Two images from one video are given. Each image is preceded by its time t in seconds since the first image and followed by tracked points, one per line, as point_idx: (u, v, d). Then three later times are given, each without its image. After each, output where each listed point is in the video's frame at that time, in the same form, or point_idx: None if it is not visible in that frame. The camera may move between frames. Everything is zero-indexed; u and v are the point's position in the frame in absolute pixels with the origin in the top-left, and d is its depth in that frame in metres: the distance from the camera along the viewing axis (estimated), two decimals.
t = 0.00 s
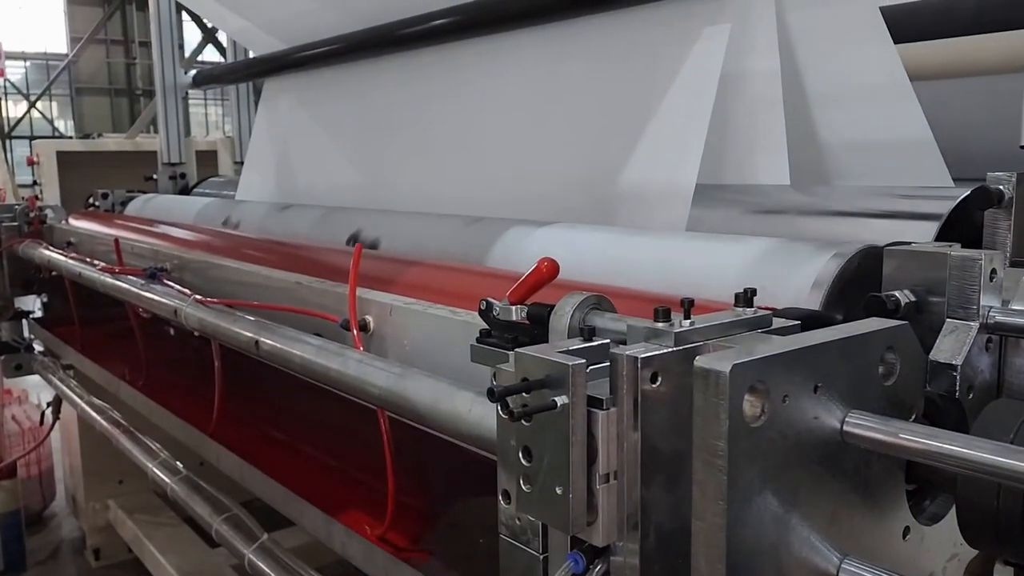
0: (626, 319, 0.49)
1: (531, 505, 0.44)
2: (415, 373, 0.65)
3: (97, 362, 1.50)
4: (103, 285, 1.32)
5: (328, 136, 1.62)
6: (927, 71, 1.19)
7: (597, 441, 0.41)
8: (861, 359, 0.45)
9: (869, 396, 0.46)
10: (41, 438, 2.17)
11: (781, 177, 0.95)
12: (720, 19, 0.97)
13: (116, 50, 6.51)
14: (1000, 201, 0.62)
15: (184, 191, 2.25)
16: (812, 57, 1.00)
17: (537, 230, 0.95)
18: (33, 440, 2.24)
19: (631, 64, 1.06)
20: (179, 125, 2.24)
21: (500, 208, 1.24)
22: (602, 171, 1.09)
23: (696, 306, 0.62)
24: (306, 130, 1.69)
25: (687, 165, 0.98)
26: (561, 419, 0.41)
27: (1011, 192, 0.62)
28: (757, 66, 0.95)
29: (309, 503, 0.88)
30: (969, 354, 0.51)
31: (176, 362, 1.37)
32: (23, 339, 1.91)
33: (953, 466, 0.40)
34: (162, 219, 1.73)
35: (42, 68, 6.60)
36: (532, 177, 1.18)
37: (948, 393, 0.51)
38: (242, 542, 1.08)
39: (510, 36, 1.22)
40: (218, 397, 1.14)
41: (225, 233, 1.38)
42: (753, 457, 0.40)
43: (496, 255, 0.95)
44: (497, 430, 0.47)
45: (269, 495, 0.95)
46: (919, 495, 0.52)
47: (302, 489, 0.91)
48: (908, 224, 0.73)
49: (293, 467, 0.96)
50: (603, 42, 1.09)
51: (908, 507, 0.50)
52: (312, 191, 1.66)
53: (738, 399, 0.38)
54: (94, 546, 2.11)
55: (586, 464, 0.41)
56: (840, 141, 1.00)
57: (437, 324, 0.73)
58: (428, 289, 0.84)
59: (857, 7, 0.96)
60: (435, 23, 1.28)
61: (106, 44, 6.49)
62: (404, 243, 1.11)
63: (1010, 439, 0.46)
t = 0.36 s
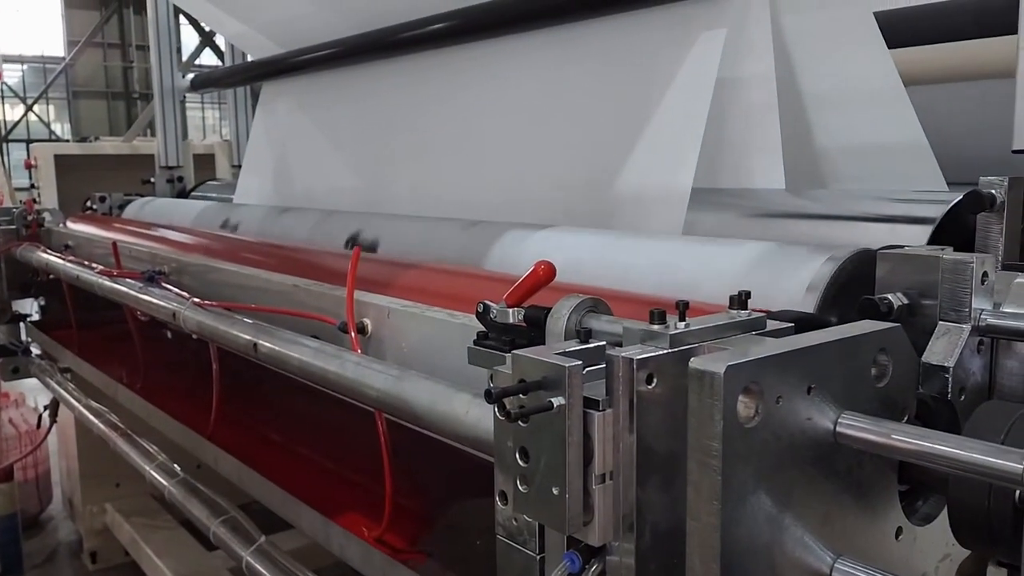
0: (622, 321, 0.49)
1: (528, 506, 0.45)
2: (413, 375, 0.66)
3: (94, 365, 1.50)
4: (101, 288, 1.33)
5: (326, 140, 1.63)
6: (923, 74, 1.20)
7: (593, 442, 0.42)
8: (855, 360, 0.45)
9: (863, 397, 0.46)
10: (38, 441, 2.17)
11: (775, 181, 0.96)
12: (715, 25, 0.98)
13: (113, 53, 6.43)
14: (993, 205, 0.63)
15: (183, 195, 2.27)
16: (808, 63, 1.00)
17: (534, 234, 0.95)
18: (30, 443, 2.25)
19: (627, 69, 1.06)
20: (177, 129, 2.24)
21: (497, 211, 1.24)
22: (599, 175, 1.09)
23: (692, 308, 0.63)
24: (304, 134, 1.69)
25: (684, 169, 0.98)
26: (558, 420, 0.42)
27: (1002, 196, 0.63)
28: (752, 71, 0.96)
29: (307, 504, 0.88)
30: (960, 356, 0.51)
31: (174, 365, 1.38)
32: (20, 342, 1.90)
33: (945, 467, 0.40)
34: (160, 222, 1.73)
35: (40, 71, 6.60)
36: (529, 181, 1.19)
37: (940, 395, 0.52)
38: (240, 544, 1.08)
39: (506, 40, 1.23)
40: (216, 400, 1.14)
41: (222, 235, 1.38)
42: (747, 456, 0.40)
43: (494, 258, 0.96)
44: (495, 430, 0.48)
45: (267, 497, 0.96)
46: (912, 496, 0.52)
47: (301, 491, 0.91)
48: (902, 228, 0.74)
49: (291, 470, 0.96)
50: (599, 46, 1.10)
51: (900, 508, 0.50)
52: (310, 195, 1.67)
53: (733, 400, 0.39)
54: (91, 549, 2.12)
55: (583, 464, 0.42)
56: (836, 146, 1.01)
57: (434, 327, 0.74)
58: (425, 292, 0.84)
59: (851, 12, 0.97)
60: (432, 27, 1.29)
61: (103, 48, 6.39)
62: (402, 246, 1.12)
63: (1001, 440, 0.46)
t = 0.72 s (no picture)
0: (618, 325, 0.50)
1: (525, 508, 0.45)
2: (411, 379, 0.66)
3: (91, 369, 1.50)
4: (98, 292, 1.33)
5: (323, 144, 1.63)
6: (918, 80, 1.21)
7: (590, 445, 0.42)
8: (849, 364, 0.46)
9: (857, 400, 0.46)
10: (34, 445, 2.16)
11: (771, 186, 0.96)
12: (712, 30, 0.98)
13: (110, 57, 6.40)
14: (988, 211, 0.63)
15: (180, 199, 2.24)
16: (803, 68, 1.01)
17: (531, 238, 0.95)
18: (26, 448, 2.25)
19: (624, 74, 1.07)
20: (175, 133, 2.24)
21: (494, 215, 1.25)
22: (596, 179, 1.10)
23: (688, 312, 0.63)
24: (302, 138, 1.70)
25: (680, 174, 0.99)
26: (554, 423, 0.42)
27: (996, 201, 0.63)
28: (747, 77, 0.97)
29: (303, 508, 0.89)
30: (954, 360, 0.52)
31: (171, 369, 1.38)
32: (16, 346, 1.90)
33: (939, 470, 0.41)
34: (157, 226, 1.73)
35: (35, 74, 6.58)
36: (527, 185, 1.19)
37: (934, 398, 0.52)
38: (237, 548, 1.08)
39: (503, 45, 1.23)
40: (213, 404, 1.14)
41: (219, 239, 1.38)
42: (742, 459, 0.40)
43: (491, 262, 0.96)
44: (492, 434, 0.48)
45: (264, 501, 0.96)
46: (906, 499, 0.52)
47: (298, 495, 0.91)
48: (897, 233, 0.74)
49: (289, 474, 0.96)
50: (595, 52, 1.10)
51: (895, 511, 0.51)
52: (308, 198, 1.67)
53: (728, 403, 0.39)
54: (87, 554, 2.10)
55: (579, 467, 0.42)
56: (831, 151, 1.01)
57: (431, 331, 0.74)
58: (422, 296, 0.84)
59: (846, 18, 0.97)
60: (429, 32, 1.29)
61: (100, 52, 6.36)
62: (399, 250, 1.12)
63: (994, 443, 0.47)
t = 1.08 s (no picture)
0: (616, 330, 0.50)
1: (523, 513, 0.45)
2: (409, 383, 0.66)
3: (88, 374, 1.50)
4: (96, 298, 1.33)
5: (321, 148, 1.64)
6: (914, 86, 1.21)
7: (588, 451, 0.42)
8: (845, 369, 0.46)
9: (854, 405, 0.47)
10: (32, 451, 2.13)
11: (768, 192, 0.96)
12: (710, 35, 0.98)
13: (107, 61, 6.39)
14: (984, 217, 0.64)
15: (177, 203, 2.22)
16: (800, 73, 1.01)
17: (529, 243, 0.96)
18: (23, 453, 2.24)
19: (621, 79, 1.07)
20: (173, 138, 2.24)
21: (492, 220, 1.25)
22: (592, 184, 1.10)
23: (685, 317, 0.63)
24: (300, 142, 1.70)
25: (677, 179, 0.99)
26: (552, 428, 0.42)
27: (992, 207, 0.64)
28: (743, 84, 0.97)
29: (302, 514, 0.88)
30: (950, 365, 0.52)
31: (169, 374, 1.37)
32: (14, 350, 1.90)
33: (935, 474, 0.41)
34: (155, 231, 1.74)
35: (33, 79, 6.58)
36: (524, 189, 1.20)
37: (930, 403, 0.52)
38: (235, 553, 1.07)
39: (499, 51, 1.24)
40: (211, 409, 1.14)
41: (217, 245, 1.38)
42: (739, 464, 0.41)
43: (489, 267, 0.96)
44: (489, 440, 0.48)
45: (262, 506, 0.96)
46: (902, 504, 0.53)
47: (297, 499, 0.91)
48: (894, 237, 0.74)
49: (287, 479, 0.96)
50: (592, 57, 1.11)
51: (891, 516, 0.51)
52: (306, 203, 1.67)
53: (725, 408, 0.39)
54: (84, 560, 2.09)
55: (576, 472, 0.42)
56: (827, 156, 1.02)
57: (430, 336, 0.74)
58: (420, 301, 0.85)
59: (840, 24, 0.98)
60: (426, 38, 1.30)
61: (98, 56, 6.36)
62: (396, 254, 1.13)
63: (990, 448, 0.47)
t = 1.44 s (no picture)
0: (621, 333, 0.50)
1: (529, 515, 0.45)
2: (414, 386, 0.66)
3: (89, 377, 1.50)
4: (97, 301, 1.33)
5: (322, 152, 1.64)
6: (913, 90, 1.22)
7: (594, 453, 0.42)
8: (848, 371, 0.46)
9: (857, 408, 0.47)
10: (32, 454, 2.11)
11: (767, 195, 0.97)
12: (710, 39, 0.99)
13: (106, 64, 6.39)
14: (983, 220, 0.64)
15: (177, 206, 2.20)
16: (799, 76, 1.02)
17: (531, 246, 0.96)
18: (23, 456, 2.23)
19: (621, 83, 1.08)
20: (174, 141, 2.25)
21: (493, 223, 1.25)
22: (592, 187, 1.11)
23: (689, 320, 0.63)
24: (300, 146, 1.70)
25: (678, 182, 0.99)
26: (558, 430, 0.42)
27: (992, 210, 0.64)
28: (743, 88, 0.98)
29: (305, 517, 0.88)
30: (952, 367, 0.52)
31: (170, 378, 1.37)
32: (14, 353, 1.90)
33: (939, 476, 0.41)
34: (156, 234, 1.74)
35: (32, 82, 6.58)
36: (525, 193, 1.20)
37: (932, 405, 0.52)
38: (237, 556, 1.07)
39: (499, 54, 1.24)
40: (213, 412, 1.14)
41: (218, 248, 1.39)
42: (744, 466, 0.41)
43: (491, 269, 0.96)
44: (495, 442, 0.48)
45: (264, 509, 0.96)
46: (905, 506, 0.53)
47: (299, 502, 0.91)
48: (892, 240, 0.75)
49: (288, 482, 0.96)
50: (592, 61, 1.11)
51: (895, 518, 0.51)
52: (306, 206, 1.67)
53: (730, 410, 0.40)
54: (84, 563, 2.09)
55: (583, 474, 0.42)
56: (826, 159, 1.02)
57: (433, 339, 0.74)
58: (423, 304, 0.85)
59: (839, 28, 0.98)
60: (426, 41, 1.30)
61: (97, 59, 6.37)
62: (397, 258, 1.13)
63: (992, 450, 0.47)
